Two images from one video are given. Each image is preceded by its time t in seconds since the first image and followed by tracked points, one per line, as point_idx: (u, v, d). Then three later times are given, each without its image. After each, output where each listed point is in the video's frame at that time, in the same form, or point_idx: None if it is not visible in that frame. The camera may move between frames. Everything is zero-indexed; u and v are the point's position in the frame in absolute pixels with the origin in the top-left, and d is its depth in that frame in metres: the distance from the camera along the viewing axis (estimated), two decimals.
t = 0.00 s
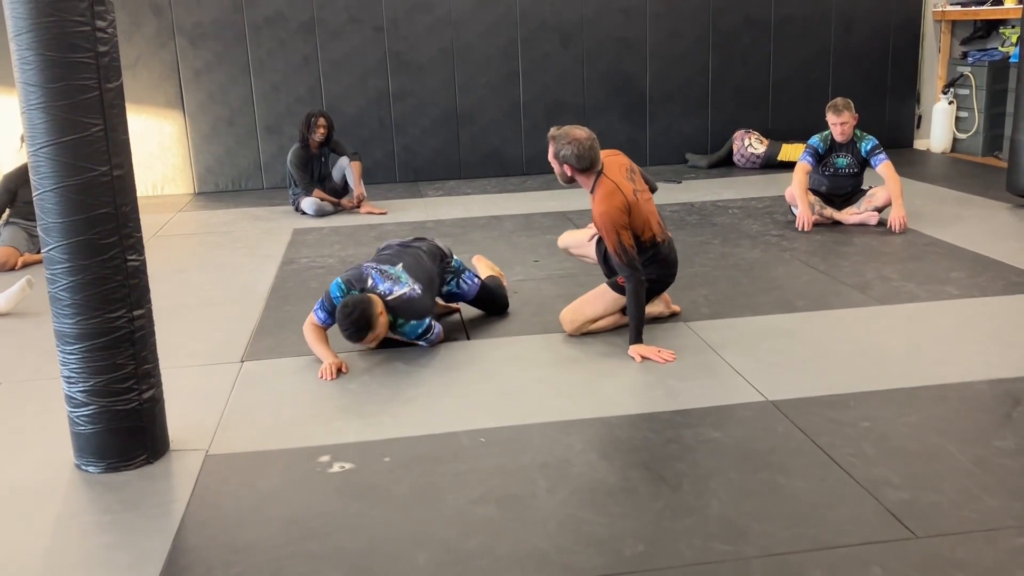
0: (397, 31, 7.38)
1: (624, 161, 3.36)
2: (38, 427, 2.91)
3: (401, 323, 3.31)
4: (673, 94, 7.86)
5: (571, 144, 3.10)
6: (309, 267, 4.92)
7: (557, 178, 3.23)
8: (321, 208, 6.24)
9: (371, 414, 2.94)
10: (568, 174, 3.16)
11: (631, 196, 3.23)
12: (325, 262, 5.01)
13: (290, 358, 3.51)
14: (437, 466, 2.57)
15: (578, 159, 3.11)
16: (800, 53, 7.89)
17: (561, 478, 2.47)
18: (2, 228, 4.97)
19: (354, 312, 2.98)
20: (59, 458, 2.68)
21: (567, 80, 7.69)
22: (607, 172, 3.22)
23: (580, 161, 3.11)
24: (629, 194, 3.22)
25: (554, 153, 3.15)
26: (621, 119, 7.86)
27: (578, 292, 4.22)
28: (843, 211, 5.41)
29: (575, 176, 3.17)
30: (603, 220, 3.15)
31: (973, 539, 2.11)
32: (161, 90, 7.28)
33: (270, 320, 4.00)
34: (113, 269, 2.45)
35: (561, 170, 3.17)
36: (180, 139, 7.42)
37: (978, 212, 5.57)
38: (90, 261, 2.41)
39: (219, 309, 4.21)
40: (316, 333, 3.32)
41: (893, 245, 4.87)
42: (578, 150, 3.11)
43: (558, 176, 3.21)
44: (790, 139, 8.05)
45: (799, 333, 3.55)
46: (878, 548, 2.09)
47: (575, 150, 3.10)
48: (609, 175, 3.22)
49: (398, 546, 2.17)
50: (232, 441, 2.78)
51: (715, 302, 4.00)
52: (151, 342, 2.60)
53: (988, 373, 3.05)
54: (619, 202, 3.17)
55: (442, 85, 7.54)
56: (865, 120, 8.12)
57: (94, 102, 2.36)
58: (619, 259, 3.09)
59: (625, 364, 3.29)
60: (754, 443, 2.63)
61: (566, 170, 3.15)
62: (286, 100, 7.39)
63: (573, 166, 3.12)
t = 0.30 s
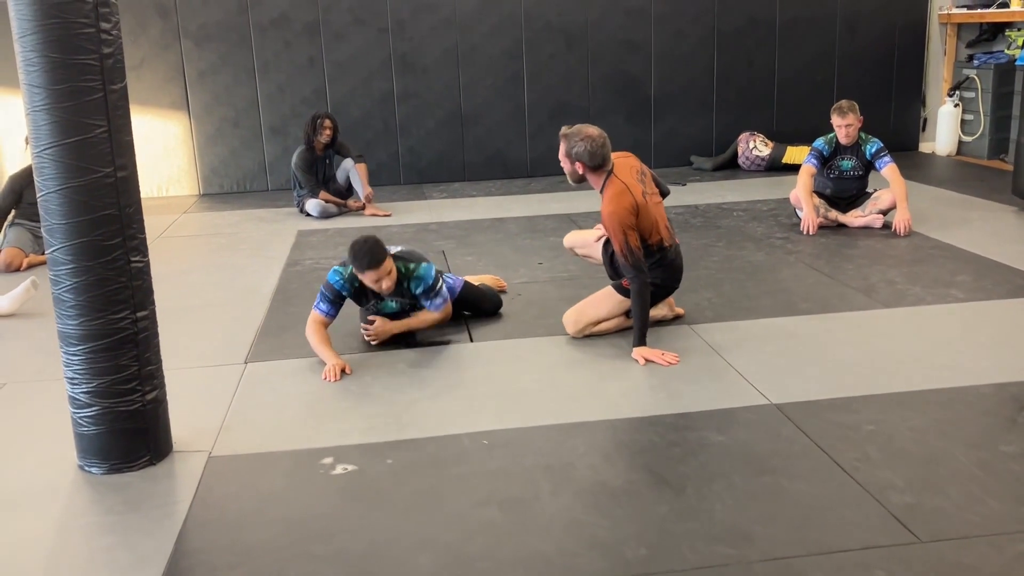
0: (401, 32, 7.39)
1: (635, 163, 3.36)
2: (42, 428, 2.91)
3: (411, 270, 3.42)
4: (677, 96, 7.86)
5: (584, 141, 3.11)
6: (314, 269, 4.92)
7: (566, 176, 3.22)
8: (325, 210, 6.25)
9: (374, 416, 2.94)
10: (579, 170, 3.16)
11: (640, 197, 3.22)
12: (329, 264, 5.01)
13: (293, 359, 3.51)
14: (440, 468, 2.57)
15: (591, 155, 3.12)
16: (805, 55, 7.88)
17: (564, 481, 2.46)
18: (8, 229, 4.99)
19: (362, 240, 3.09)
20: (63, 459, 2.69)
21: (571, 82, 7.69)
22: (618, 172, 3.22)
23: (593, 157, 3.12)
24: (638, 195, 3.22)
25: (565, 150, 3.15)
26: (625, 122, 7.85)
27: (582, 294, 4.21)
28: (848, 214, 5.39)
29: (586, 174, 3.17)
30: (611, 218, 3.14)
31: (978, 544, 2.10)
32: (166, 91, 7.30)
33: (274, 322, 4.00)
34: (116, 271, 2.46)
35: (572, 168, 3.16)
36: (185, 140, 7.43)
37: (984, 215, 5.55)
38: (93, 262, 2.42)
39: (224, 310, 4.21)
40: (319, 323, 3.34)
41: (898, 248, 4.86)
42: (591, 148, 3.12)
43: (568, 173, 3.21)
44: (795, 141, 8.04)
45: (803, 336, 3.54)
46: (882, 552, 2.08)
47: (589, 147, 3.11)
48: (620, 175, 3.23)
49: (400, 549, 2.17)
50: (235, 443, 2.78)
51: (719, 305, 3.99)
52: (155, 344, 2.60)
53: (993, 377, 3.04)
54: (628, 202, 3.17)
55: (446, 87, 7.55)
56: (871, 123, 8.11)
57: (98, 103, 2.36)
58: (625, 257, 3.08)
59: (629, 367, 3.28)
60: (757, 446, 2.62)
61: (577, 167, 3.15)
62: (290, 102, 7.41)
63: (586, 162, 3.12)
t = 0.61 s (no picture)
0: (407, 32, 7.39)
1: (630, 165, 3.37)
2: (47, 426, 2.92)
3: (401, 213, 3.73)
4: (683, 97, 7.84)
5: (602, 153, 3.05)
6: (318, 268, 4.92)
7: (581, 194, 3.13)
8: (330, 209, 6.25)
9: (378, 415, 2.94)
10: (600, 185, 3.08)
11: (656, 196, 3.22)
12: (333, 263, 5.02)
13: (298, 358, 3.51)
14: (444, 468, 2.56)
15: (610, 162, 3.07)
16: (812, 56, 7.86)
17: (568, 482, 2.45)
18: (15, 227, 5.00)
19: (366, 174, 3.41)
20: (67, 457, 2.69)
21: (577, 82, 7.68)
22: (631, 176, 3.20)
23: (611, 166, 3.07)
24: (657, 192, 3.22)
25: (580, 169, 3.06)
26: (631, 121, 7.84)
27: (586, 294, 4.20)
28: (854, 215, 5.38)
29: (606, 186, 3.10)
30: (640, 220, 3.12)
31: (984, 547, 2.08)
32: (172, 91, 7.32)
33: (278, 321, 4.00)
34: (121, 269, 2.46)
35: (591, 183, 3.07)
36: (191, 139, 7.44)
37: (991, 216, 5.52)
38: (97, 261, 2.42)
39: (229, 309, 4.22)
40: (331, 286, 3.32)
41: (905, 249, 4.84)
42: (606, 155, 3.08)
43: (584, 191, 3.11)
44: (801, 142, 8.02)
45: (809, 337, 3.53)
46: (887, 554, 2.07)
47: (605, 154, 3.07)
48: (632, 177, 3.21)
49: (404, 549, 2.16)
50: (239, 441, 2.78)
51: (725, 305, 3.98)
52: (158, 342, 2.60)
53: (1000, 379, 3.03)
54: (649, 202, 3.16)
55: (452, 87, 7.54)
56: (878, 124, 8.08)
57: (103, 101, 2.36)
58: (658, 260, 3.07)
59: (633, 367, 3.27)
60: (762, 447, 2.61)
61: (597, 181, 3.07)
62: (296, 101, 7.41)
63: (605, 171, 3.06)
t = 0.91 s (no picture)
0: (413, 32, 7.39)
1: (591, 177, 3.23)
2: (50, 424, 2.92)
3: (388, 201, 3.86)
4: (689, 98, 7.83)
5: (586, 180, 2.88)
6: (322, 268, 4.92)
7: (567, 226, 2.92)
8: (334, 209, 6.25)
9: (380, 415, 2.93)
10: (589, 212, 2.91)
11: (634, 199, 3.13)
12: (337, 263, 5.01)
13: (301, 358, 3.51)
14: (446, 469, 2.55)
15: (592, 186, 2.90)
16: (817, 57, 7.84)
17: (571, 484, 2.45)
18: (19, 225, 5.00)
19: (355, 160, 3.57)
20: (69, 456, 2.69)
21: (582, 83, 7.67)
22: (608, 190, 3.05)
23: (595, 190, 2.90)
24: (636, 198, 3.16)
25: (568, 198, 2.85)
26: (636, 122, 7.83)
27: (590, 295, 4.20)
28: (860, 217, 5.36)
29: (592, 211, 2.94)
30: (635, 231, 3.05)
31: (988, 551, 2.07)
32: (177, 90, 7.33)
33: (282, 320, 4.00)
34: (124, 268, 2.46)
35: (579, 216, 2.89)
36: (196, 138, 7.45)
37: (997, 219, 5.51)
38: (101, 260, 2.42)
39: (233, 309, 4.22)
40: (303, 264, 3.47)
41: (910, 251, 4.83)
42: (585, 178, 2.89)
43: (570, 224, 2.93)
44: (806, 144, 8.00)
45: (813, 339, 3.51)
46: (891, 558, 2.06)
47: (584, 179, 2.88)
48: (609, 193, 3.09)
49: (406, 549, 2.16)
50: (242, 441, 2.78)
51: (729, 307, 3.97)
52: (161, 342, 2.60)
53: (1005, 382, 3.01)
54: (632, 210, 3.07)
55: (457, 88, 7.54)
56: (883, 126, 8.06)
57: (108, 100, 2.36)
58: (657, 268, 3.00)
59: (636, 369, 3.26)
60: (766, 450, 2.60)
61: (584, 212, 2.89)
62: (302, 101, 7.42)
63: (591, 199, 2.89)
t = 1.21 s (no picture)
0: (418, 31, 7.39)
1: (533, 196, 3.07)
2: (54, 421, 2.93)
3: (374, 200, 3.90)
4: (694, 98, 7.82)
5: (512, 219, 2.73)
6: (326, 267, 4.92)
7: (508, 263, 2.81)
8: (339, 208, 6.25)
9: (384, 415, 2.93)
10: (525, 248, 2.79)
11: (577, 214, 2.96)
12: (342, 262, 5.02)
13: (304, 356, 3.51)
14: (449, 468, 2.55)
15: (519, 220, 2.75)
16: (824, 58, 7.82)
17: (574, 483, 2.44)
18: (25, 223, 5.02)
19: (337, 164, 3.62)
20: (73, 453, 2.69)
21: (588, 83, 7.66)
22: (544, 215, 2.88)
23: (522, 224, 2.75)
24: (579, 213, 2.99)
25: (494, 242, 2.73)
26: (641, 122, 7.83)
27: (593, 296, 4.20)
28: (865, 218, 5.35)
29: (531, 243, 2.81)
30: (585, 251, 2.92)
31: (993, 553, 2.06)
32: (183, 89, 7.34)
33: (286, 319, 4.00)
34: (129, 266, 2.46)
35: (511, 254, 2.77)
36: (202, 137, 7.46)
37: (1002, 220, 5.49)
38: (106, 257, 2.42)
39: (237, 307, 4.22)
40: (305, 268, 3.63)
41: (915, 252, 4.81)
42: (507, 216, 2.75)
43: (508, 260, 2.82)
44: (812, 145, 7.98)
45: (817, 341, 3.51)
46: (896, 560, 2.05)
47: (506, 218, 2.73)
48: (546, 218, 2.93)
49: (408, 548, 2.16)
50: (246, 439, 2.78)
51: (733, 308, 3.96)
52: (166, 339, 2.61)
53: (1010, 384, 3.00)
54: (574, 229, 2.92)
55: (462, 87, 7.54)
56: (889, 127, 8.04)
57: (113, 98, 2.37)
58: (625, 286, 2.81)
59: (639, 369, 3.26)
60: (769, 450, 2.60)
61: (516, 249, 2.76)
62: (307, 100, 7.42)
63: (521, 235, 2.75)
